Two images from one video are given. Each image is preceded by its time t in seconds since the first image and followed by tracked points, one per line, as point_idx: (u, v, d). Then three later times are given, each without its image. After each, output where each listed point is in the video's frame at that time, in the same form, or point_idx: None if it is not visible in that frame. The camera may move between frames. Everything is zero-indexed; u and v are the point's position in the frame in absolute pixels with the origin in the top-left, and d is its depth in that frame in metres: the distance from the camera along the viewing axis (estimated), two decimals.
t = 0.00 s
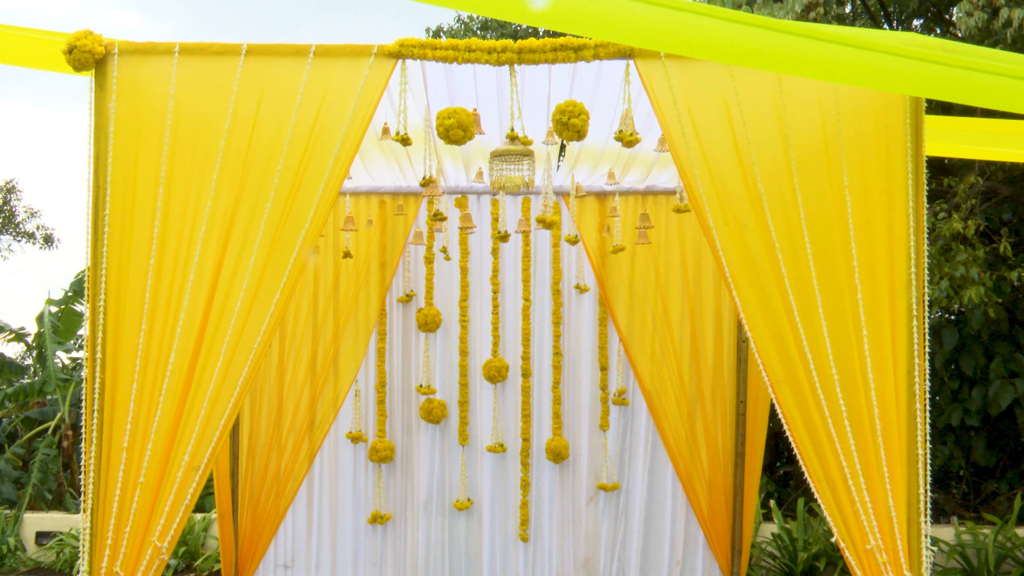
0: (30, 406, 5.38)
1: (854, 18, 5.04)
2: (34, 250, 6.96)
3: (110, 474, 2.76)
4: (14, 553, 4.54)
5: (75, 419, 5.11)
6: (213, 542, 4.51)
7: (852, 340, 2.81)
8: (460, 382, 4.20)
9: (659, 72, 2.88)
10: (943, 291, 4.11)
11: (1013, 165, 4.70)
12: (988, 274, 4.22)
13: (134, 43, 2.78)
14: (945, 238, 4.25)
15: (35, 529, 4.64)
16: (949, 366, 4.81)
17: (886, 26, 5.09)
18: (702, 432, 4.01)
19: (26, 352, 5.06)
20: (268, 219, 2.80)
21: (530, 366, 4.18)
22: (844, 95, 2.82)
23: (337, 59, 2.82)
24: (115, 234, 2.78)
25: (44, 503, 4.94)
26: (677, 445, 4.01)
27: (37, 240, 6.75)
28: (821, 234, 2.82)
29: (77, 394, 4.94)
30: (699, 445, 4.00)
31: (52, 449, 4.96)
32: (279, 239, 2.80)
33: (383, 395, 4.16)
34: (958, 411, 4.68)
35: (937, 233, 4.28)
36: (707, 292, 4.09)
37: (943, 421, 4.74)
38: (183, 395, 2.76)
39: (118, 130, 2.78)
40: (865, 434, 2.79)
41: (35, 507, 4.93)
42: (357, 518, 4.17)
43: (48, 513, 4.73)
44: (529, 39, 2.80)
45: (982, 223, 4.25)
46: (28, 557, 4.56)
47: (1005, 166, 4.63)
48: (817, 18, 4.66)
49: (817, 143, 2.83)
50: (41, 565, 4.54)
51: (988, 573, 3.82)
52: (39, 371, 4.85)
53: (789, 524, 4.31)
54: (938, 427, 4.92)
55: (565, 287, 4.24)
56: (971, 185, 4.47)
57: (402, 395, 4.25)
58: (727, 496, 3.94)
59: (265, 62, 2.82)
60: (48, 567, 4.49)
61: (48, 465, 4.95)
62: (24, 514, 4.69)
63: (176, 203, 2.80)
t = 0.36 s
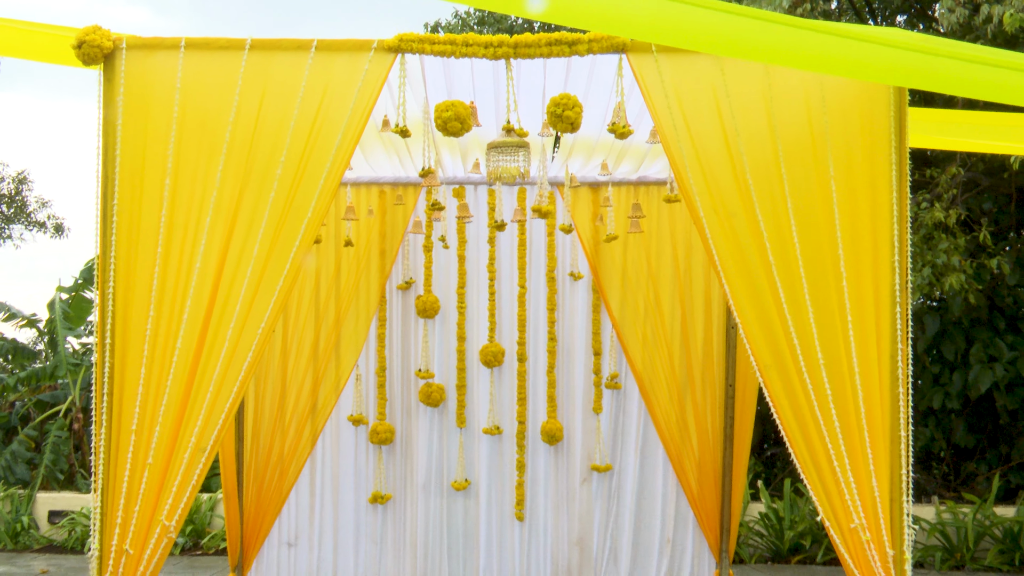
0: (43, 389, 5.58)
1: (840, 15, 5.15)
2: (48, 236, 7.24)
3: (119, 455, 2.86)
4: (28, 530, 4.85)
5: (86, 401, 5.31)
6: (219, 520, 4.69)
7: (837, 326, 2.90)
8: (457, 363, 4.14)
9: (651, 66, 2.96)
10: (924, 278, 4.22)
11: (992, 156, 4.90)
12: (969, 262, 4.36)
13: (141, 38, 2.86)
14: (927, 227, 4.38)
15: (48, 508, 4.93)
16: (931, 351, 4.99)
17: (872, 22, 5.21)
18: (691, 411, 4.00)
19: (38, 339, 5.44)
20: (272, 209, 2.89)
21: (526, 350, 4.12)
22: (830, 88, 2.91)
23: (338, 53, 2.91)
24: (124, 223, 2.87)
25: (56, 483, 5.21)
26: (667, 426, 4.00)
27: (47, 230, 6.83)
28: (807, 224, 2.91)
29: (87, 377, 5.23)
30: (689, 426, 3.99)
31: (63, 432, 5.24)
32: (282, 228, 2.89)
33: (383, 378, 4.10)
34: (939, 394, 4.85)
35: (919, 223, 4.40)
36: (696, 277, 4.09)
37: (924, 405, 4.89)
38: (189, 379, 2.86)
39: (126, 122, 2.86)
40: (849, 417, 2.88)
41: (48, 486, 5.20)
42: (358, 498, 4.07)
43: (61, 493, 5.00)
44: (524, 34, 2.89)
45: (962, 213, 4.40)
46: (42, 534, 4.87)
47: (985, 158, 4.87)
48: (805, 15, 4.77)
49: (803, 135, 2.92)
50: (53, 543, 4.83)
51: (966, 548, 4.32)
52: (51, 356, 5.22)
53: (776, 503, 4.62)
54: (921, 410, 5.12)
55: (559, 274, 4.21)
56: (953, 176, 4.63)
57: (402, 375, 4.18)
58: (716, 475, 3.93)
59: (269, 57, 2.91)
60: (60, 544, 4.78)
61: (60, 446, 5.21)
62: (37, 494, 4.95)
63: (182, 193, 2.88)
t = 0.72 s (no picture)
0: (56, 378, 5.88)
1: (829, 15, 5.28)
2: (61, 230, 7.46)
3: (129, 441, 2.94)
4: (43, 514, 5.06)
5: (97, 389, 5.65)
6: (226, 505, 4.86)
7: (824, 316, 2.99)
8: (456, 352, 4.21)
9: (645, 64, 3.05)
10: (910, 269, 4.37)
11: (976, 151, 5.10)
12: (952, 254, 4.50)
13: (151, 37, 2.95)
14: (912, 220, 4.52)
15: (61, 493, 5.11)
16: (915, 341, 5.30)
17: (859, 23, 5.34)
18: (684, 401, 4.10)
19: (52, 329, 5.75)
20: (277, 203, 2.98)
21: (524, 340, 4.20)
22: (818, 85, 3.00)
23: (341, 52, 3.00)
24: (134, 216, 2.96)
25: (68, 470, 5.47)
26: (661, 413, 4.10)
27: (60, 223, 6.92)
28: (796, 217, 3.00)
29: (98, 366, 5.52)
30: (682, 413, 4.09)
31: (75, 419, 5.47)
32: (286, 222, 2.98)
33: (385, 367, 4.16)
34: (924, 381, 5.19)
35: (905, 216, 4.53)
36: (688, 268, 4.20)
37: (909, 391, 5.25)
38: (197, 368, 2.95)
39: (136, 119, 2.95)
40: (836, 405, 2.97)
41: (60, 473, 5.41)
42: (361, 483, 4.11)
43: (73, 478, 5.20)
44: (521, 33, 2.97)
45: (945, 206, 4.53)
46: (55, 518, 5.07)
47: (967, 154, 5.05)
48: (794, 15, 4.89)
49: (792, 132, 3.01)
50: (66, 526, 5.05)
51: (949, 532, 4.49)
52: (64, 345, 5.45)
53: (766, 489, 4.81)
54: (906, 398, 5.47)
55: (556, 267, 4.28)
56: (938, 170, 4.83)
57: (403, 364, 4.23)
58: (707, 462, 4.03)
59: (274, 56, 3.00)
60: (74, 527, 5.00)
61: (72, 434, 5.43)
62: (51, 479, 5.14)
63: (190, 187, 2.97)
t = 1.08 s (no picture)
0: (66, 370, 6.52)
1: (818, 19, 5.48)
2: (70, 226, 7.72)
3: (139, 431, 3.03)
4: (55, 502, 5.44)
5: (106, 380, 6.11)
6: (232, 494, 5.11)
7: (812, 310, 3.09)
8: (456, 344, 4.29)
9: (639, 66, 3.14)
10: (894, 264, 4.54)
11: (958, 151, 5.44)
12: (934, 250, 4.68)
13: (159, 38, 3.04)
14: (896, 216, 4.70)
15: (73, 481, 5.52)
16: (901, 333, 5.72)
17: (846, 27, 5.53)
18: (676, 392, 4.21)
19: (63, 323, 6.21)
20: (282, 200, 3.07)
21: (521, 334, 4.29)
22: (806, 86, 3.11)
23: (344, 53, 3.10)
24: (143, 213, 3.05)
25: (81, 458, 5.92)
26: (653, 403, 4.19)
27: (72, 220, 7.02)
28: (785, 213, 3.10)
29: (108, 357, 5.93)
30: (674, 405, 4.20)
31: (87, 410, 5.95)
32: (291, 218, 3.08)
33: (387, 360, 4.23)
34: (908, 373, 5.62)
35: (890, 213, 4.71)
36: (680, 263, 4.30)
37: (895, 382, 5.68)
38: (204, 360, 3.04)
39: (145, 118, 3.04)
40: (824, 395, 3.07)
41: (73, 460, 5.95)
42: (363, 472, 4.18)
43: (84, 467, 5.59)
44: (519, 35, 3.07)
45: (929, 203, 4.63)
46: (68, 505, 5.44)
47: (950, 153, 5.44)
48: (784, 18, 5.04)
49: (781, 131, 3.11)
50: (79, 513, 5.40)
51: (932, 517, 4.83)
52: (76, 338, 5.83)
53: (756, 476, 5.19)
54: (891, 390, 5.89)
55: (552, 262, 4.37)
56: (921, 168, 5.10)
57: (404, 357, 4.29)
58: (699, 451, 4.17)
59: (279, 57, 3.09)
60: (86, 514, 5.36)
61: (83, 423, 5.92)
62: (63, 468, 5.54)
63: (198, 185, 3.06)
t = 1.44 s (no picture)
0: (80, 363, 6.77)
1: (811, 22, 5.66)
2: (85, 222, 8.01)
3: (150, 422, 3.13)
4: (70, 490, 5.67)
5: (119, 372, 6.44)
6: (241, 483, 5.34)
7: (803, 304, 3.18)
8: (457, 337, 4.39)
9: (634, 68, 3.24)
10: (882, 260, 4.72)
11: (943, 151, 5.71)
12: (920, 246, 4.90)
13: (169, 42, 3.14)
14: (884, 213, 4.88)
15: (87, 470, 5.76)
16: (887, 327, 5.90)
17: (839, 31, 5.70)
18: (671, 383, 4.31)
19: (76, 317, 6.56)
20: (288, 197, 3.17)
21: (520, 328, 4.39)
22: (797, 86, 3.19)
23: (348, 55, 3.20)
24: (153, 211, 3.15)
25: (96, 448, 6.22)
26: (649, 395, 4.29)
27: (85, 217, 7.17)
28: (776, 210, 3.19)
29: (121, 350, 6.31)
30: (669, 396, 4.30)
31: (101, 400, 6.29)
32: (297, 215, 3.17)
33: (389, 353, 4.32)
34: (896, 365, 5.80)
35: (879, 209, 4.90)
36: (675, 259, 4.40)
37: (883, 374, 5.89)
38: (213, 353, 3.14)
39: (156, 119, 3.14)
40: (814, 386, 3.16)
41: (88, 450, 6.13)
42: (367, 462, 4.27)
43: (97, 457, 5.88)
44: (518, 38, 3.16)
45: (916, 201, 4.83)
46: (82, 493, 5.68)
47: (936, 152, 5.67)
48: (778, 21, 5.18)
49: (772, 131, 3.20)
50: (93, 501, 5.67)
51: (918, 506, 5.07)
52: (90, 331, 6.24)
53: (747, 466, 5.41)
54: (879, 382, 6.11)
55: (550, 258, 4.46)
56: (908, 167, 5.33)
57: (406, 350, 4.39)
58: (693, 441, 4.27)
59: (285, 59, 3.19)
60: (99, 501, 5.59)
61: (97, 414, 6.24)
62: (77, 457, 5.80)
63: (206, 183, 3.16)
